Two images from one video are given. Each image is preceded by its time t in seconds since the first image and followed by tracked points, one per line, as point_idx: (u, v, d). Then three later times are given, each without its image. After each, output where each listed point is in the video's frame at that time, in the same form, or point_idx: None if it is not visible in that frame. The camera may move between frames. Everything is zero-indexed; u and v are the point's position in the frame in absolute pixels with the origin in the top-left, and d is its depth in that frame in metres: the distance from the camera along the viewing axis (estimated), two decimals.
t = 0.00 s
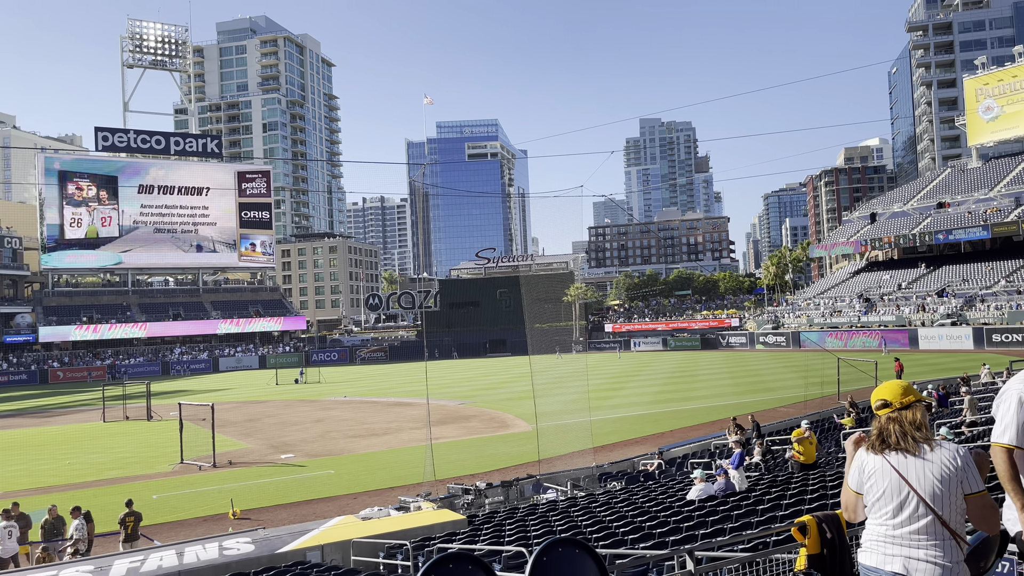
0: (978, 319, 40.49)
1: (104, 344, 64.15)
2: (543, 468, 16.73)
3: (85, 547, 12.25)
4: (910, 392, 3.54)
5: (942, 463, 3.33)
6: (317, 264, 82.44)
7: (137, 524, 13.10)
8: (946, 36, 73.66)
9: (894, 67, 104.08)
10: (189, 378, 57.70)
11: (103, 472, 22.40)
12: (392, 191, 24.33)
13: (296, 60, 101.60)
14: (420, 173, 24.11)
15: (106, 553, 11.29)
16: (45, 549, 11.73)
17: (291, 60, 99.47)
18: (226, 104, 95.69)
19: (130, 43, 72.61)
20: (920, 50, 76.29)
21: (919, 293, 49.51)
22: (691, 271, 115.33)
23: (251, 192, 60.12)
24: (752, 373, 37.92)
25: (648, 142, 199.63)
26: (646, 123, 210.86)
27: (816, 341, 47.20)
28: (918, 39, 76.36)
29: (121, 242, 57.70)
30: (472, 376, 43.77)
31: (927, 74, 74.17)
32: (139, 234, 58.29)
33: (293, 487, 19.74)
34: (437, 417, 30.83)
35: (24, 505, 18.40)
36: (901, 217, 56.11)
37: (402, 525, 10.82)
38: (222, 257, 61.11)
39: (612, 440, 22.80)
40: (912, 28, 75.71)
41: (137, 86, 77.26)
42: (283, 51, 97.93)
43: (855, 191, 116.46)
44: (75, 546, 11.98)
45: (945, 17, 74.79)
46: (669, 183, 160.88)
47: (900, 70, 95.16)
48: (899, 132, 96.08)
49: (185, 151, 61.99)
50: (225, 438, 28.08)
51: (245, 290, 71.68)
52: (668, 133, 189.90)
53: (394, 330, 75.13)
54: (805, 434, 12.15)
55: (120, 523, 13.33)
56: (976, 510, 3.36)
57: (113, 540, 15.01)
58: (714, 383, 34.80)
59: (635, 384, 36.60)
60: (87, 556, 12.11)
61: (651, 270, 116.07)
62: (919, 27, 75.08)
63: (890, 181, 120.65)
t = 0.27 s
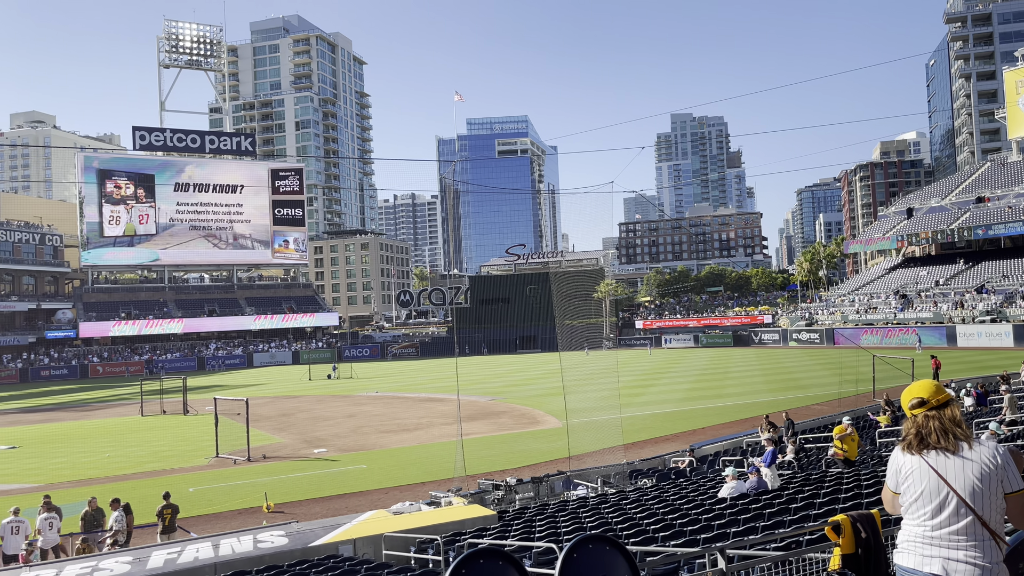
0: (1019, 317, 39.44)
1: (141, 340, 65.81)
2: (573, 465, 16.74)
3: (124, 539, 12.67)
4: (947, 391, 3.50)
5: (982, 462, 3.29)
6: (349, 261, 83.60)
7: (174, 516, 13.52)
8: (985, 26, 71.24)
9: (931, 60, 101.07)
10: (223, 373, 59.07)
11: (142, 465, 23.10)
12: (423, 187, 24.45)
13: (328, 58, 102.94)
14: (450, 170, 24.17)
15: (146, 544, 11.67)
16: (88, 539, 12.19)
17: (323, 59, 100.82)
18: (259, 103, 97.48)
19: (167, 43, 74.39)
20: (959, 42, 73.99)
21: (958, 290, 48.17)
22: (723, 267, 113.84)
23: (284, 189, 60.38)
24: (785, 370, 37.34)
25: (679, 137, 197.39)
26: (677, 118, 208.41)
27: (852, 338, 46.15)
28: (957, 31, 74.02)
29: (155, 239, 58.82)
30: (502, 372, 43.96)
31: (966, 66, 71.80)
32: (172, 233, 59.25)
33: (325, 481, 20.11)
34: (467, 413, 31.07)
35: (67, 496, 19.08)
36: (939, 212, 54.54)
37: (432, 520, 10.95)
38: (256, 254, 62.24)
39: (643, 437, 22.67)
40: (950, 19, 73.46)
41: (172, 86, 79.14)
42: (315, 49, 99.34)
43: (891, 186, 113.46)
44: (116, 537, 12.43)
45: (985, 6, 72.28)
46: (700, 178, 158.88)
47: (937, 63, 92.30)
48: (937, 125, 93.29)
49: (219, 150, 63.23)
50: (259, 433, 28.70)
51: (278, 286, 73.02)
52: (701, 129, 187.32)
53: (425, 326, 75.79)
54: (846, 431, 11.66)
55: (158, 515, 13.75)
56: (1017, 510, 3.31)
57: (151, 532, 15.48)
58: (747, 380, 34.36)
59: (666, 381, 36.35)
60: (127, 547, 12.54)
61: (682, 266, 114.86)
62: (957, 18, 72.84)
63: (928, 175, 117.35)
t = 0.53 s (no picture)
0: None
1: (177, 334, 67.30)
2: (603, 462, 16.72)
3: (162, 530, 13.09)
4: (984, 390, 3.45)
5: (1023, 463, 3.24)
6: (381, 257, 84.60)
7: (210, 509, 13.90)
8: None
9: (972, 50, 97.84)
10: (258, 367, 60.34)
11: (179, 458, 23.77)
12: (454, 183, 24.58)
13: (360, 56, 104.13)
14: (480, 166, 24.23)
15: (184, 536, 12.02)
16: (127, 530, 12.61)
17: (355, 56, 101.99)
18: (293, 100, 99.06)
19: (203, 42, 76.00)
20: (1001, 31, 71.53)
21: (1000, 286, 46.69)
22: (757, 263, 112.01)
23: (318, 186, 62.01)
24: (820, 367, 36.65)
25: (712, 131, 194.73)
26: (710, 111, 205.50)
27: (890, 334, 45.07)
28: (998, 21, 71.58)
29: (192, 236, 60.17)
30: (533, 368, 44.05)
31: (1008, 57, 69.27)
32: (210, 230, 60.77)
33: (357, 476, 20.45)
34: (498, 409, 31.23)
35: (109, 487, 19.74)
36: (980, 207, 52.83)
37: (465, 515, 11.08)
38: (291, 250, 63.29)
39: (676, 434, 22.48)
40: (991, 8, 71.06)
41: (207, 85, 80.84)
42: (347, 47, 100.58)
43: (930, 180, 110.11)
44: (154, 529, 12.84)
45: None
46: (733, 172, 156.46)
47: (978, 53, 89.28)
48: (978, 118, 90.32)
49: (254, 147, 64.47)
50: (293, 427, 29.28)
51: (311, 282, 74.26)
52: (734, 123, 184.39)
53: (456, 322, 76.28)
54: (892, 429, 10.28)
55: (195, 508, 14.15)
56: None
57: (188, 523, 15.95)
58: (780, 377, 33.85)
59: (698, 377, 36.00)
60: (164, 538, 12.95)
61: (714, 262, 113.37)
62: (999, 7, 70.40)
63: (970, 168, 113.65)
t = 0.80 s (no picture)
0: None
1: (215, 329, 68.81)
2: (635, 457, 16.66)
3: (200, 521, 13.51)
4: None
5: None
6: (414, 252, 85.43)
7: (246, 501, 14.30)
8: None
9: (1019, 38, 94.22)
10: (294, 361, 61.57)
11: (217, 450, 24.44)
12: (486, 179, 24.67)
13: (393, 52, 105.07)
14: (512, 162, 24.24)
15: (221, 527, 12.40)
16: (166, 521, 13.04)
17: (388, 53, 102.92)
18: (327, 97, 100.40)
19: (239, 41, 77.42)
20: None
21: None
22: (793, 258, 109.91)
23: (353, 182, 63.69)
24: (857, 364, 35.90)
25: (747, 124, 191.43)
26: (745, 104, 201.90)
27: (929, 331, 43.92)
28: None
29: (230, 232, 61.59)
30: (566, 363, 44.06)
31: None
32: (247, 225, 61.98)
33: (390, 469, 20.78)
34: (530, 404, 31.37)
35: (149, 478, 20.41)
36: None
37: (497, 510, 11.21)
38: (324, 245, 64.63)
39: (709, 430, 22.29)
40: None
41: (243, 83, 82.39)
42: (381, 43, 101.61)
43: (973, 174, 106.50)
44: (192, 520, 13.27)
45: None
46: (769, 166, 153.58)
47: None
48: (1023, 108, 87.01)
49: (288, 144, 65.37)
50: (328, 420, 29.84)
51: (345, 277, 75.37)
52: (769, 116, 180.79)
53: (488, 317, 76.67)
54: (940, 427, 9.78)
55: (232, 499, 14.57)
56: None
57: (226, 514, 16.44)
58: (816, 373, 33.24)
59: (731, 373, 35.59)
60: (202, 529, 13.37)
61: (749, 257, 111.55)
62: None
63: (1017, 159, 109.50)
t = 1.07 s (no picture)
0: None
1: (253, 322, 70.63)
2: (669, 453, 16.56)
3: (239, 511, 13.92)
4: None
5: None
6: (448, 247, 86.03)
7: (284, 492, 14.68)
8: None
9: None
10: (330, 355, 62.68)
11: (255, 442, 25.10)
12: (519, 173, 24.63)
13: (428, 47, 105.69)
14: (546, 156, 24.10)
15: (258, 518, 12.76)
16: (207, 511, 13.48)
17: (422, 47, 103.58)
18: (363, 93, 101.52)
19: (277, 37, 78.66)
20: None
21: None
22: (832, 252, 107.39)
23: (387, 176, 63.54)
24: (897, 360, 35.02)
25: (785, 116, 187.37)
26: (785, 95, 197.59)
27: (973, 327, 42.63)
28: None
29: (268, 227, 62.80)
30: (600, 358, 43.95)
31: None
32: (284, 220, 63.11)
33: (425, 462, 21.08)
34: (564, 398, 31.42)
35: (191, 469, 21.08)
36: None
37: (530, 503, 11.31)
38: (362, 240, 65.25)
39: (744, 426, 22.04)
40: None
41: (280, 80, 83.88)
42: (415, 38, 102.26)
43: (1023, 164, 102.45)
44: (231, 510, 13.69)
45: None
46: (809, 157, 150.08)
47: None
48: None
49: (325, 139, 66.65)
50: (363, 413, 30.36)
51: (380, 272, 76.30)
52: (807, 108, 176.73)
53: (521, 312, 76.83)
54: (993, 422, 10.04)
55: (270, 490, 14.97)
56: None
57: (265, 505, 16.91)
58: (855, 369, 32.51)
59: (768, 369, 35.04)
60: (240, 518, 13.79)
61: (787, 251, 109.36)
62: None
63: None
